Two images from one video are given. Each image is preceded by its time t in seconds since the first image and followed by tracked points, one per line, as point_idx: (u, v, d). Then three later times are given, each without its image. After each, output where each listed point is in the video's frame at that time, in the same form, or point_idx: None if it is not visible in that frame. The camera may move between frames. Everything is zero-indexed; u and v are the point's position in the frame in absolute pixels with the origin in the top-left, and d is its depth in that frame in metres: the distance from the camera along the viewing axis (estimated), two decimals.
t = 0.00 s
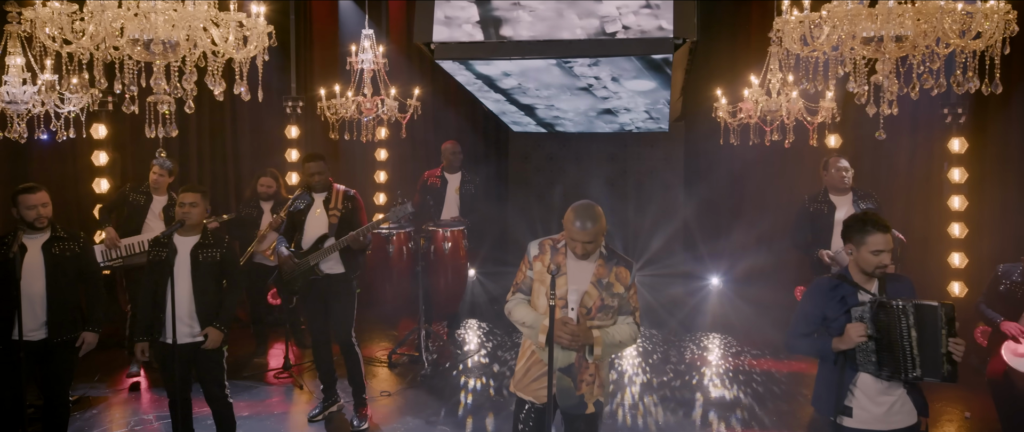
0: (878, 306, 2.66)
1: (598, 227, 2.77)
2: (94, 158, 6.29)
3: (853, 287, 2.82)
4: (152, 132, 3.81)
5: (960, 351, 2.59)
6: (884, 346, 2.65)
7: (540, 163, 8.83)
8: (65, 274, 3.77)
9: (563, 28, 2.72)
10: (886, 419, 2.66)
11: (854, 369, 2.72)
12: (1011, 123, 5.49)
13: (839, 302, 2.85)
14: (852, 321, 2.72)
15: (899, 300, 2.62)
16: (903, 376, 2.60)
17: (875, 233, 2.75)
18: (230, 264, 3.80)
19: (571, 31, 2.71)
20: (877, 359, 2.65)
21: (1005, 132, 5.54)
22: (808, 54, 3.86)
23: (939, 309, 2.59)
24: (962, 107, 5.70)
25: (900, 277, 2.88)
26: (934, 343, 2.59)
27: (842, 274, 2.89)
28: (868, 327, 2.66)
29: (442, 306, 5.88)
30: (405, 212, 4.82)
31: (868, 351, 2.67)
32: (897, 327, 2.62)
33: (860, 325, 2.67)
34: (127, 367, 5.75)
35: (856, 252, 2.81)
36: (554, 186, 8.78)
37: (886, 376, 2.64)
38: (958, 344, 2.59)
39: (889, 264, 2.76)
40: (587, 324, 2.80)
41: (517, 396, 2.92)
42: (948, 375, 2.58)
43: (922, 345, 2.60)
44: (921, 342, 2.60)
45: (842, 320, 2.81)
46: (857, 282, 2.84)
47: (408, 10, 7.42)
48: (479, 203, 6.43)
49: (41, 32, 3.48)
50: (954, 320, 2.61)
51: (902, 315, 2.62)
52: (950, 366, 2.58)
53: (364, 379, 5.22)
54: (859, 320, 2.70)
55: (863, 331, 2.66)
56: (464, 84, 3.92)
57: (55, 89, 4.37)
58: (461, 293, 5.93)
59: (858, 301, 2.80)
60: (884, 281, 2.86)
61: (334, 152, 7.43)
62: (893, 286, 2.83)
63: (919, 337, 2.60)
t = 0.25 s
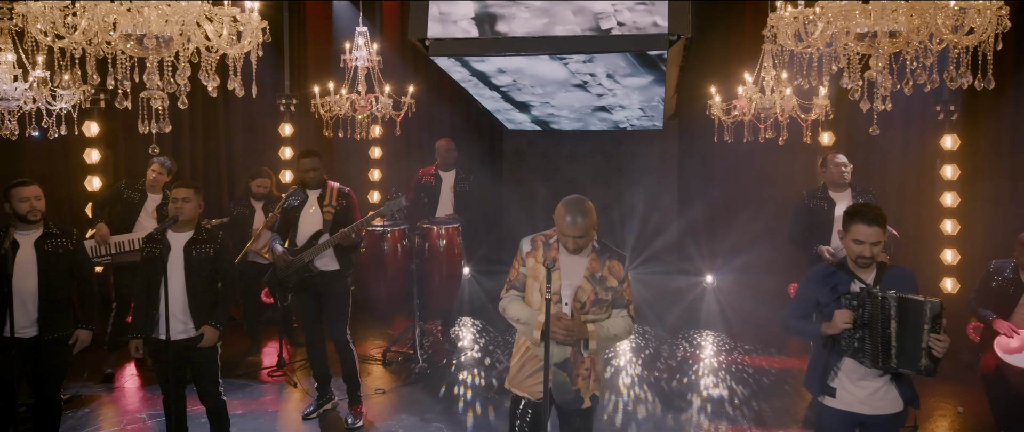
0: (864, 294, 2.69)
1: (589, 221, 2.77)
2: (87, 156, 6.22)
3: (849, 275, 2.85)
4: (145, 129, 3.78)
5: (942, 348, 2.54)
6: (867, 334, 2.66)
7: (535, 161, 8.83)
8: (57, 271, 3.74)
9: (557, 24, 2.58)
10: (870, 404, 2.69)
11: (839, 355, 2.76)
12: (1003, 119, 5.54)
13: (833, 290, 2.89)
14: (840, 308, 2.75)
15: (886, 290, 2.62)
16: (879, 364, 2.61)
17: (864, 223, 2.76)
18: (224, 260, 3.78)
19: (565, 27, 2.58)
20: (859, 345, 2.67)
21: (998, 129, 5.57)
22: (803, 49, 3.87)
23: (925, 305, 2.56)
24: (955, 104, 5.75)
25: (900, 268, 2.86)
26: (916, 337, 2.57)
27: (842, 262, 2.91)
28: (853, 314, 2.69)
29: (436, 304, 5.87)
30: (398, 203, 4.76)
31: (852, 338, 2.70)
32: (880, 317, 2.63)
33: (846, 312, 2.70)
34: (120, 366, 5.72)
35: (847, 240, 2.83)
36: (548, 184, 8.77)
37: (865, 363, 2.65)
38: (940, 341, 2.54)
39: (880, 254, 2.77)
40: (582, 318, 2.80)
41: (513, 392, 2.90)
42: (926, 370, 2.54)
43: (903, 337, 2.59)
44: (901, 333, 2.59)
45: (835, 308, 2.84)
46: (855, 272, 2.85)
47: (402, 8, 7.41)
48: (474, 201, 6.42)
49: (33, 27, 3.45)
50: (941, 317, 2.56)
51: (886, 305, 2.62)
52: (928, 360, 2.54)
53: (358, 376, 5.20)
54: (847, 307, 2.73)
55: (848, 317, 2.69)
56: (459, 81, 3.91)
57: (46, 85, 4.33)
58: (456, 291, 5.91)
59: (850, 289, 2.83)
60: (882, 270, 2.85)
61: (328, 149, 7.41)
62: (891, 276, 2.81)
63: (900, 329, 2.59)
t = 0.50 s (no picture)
0: (850, 284, 2.71)
1: (578, 215, 2.75)
2: (79, 153, 6.19)
3: (837, 266, 2.85)
4: (139, 125, 3.75)
5: (921, 339, 2.55)
6: (851, 322, 2.68)
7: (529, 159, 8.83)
8: (49, 269, 3.72)
9: (554, 20, 2.70)
10: (854, 392, 2.70)
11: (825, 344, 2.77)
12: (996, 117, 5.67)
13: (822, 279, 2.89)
14: (826, 298, 2.78)
15: (869, 280, 2.66)
16: (859, 351, 2.64)
17: (852, 216, 2.77)
18: (220, 256, 3.77)
19: (562, 24, 2.69)
20: (843, 333, 2.69)
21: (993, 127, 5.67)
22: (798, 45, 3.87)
23: (908, 296, 2.59)
24: (948, 102, 5.79)
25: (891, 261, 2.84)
26: (896, 326, 2.60)
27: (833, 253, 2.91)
28: (838, 303, 2.71)
29: (431, 301, 5.86)
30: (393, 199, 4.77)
31: (837, 326, 2.71)
32: (863, 305, 2.66)
33: (831, 301, 2.73)
34: (112, 364, 5.69)
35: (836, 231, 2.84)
36: (543, 181, 8.77)
37: (847, 351, 2.68)
38: (921, 332, 2.56)
39: (866, 246, 2.78)
40: (575, 313, 2.78)
41: (508, 389, 2.89)
42: (904, 360, 2.56)
43: (884, 326, 2.62)
44: (881, 322, 2.63)
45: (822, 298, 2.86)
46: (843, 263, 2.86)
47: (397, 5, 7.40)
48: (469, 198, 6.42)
49: (25, 22, 3.42)
50: (923, 308, 2.58)
51: (868, 294, 2.66)
52: (907, 350, 2.56)
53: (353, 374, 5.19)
54: (832, 297, 2.75)
55: (833, 306, 2.71)
56: (454, 78, 3.91)
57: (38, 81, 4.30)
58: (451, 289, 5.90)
59: (837, 280, 2.83)
60: (871, 262, 2.83)
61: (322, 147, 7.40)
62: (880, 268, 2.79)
63: (881, 317, 2.63)
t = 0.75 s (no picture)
0: (828, 274, 2.81)
1: (564, 210, 2.72)
2: (71, 152, 6.16)
3: (816, 258, 2.91)
4: (133, 121, 3.73)
5: (898, 326, 2.64)
6: (830, 311, 2.76)
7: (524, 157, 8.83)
8: (44, 265, 3.70)
9: (550, 17, 2.71)
10: (831, 382, 2.77)
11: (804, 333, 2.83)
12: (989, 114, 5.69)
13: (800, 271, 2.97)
14: (806, 288, 2.86)
15: (847, 270, 2.76)
16: (838, 339, 2.72)
17: (828, 208, 2.84)
18: (217, 253, 3.74)
19: (558, 20, 2.70)
20: (822, 322, 2.77)
21: (986, 124, 5.70)
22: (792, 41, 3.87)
23: (885, 284, 2.69)
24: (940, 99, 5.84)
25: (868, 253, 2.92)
26: (873, 314, 2.69)
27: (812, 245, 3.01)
28: (817, 292, 2.79)
29: (426, 299, 5.85)
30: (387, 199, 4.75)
31: (817, 315, 2.78)
32: (841, 294, 2.75)
33: (811, 290, 2.81)
34: (105, 363, 5.66)
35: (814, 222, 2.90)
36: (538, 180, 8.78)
37: (826, 339, 2.75)
38: (897, 319, 2.65)
39: (844, 236, 2.84)
40: (563, 310, 2.78)
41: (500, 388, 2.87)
42: (881, 346, 2.65)
43: (862, 313, 2.71)
44: (859, 309, 2.71)
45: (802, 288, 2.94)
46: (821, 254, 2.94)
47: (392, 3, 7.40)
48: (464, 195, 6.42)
49: (18, 17, 3.41)
50: (899, 296, 2.67)
51: (846, 283, 2.76)
52: (883, 336, 2.65)
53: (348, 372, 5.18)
54: (811, 286, 2.83)
55: (813, 295, 2.79)
56: (449, 75, 3.92)
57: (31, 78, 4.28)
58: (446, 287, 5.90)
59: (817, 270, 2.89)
60: (849, 253, 2.91)
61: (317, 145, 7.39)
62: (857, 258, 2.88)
63: (859, 305, 2.72)
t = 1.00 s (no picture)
0: (799, 264, 2.92)
1: (542, 207, 2.74)
2: (64, 150, 6.12)
3: (789, 250, 3.05)
4: (127, 118, 3.70)
5: (863, 314, 2.77)
6: (802, 300, 2.87)
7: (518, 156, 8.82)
8: (36, 262, 3.68)
9: (544, 14, 2.70)
10: (805, 370, 2.86)
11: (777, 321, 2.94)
12: (981, 111, 5.75)
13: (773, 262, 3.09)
14: (779, 279, 2.97)
15: (817, 260, 2.87)
16: (806, 327, 2.82)
17: (799, 201, 2.96)
18: (213, 252, 3.75)
19: (553, 17, 2.70)
20: (795, 312, 2.87)
21: (978, 121, 5.76)
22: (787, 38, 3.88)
23: (852, 275, 2.82)
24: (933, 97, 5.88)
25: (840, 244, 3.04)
26: (840, 303, 2.81)
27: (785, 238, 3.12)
28: (788, 282, 2.91)
29: (421, 297, 5.85)
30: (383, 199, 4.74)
31: (789, 304, 2.89)
32: (810, 283, 2.86)
33: (784, 281, 2.92)
34: (98, 363, 5.62)
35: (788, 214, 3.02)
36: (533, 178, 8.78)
37: (797, 328, 2.85)
38: (863, 308, 2.79)
39: (815, 227, 2.97)
40: (544, 308, 2.77)
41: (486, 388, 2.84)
42: (847, 334, 2.77)
43: (829, 302, 2.82)
44: (827, 299, 2.83)
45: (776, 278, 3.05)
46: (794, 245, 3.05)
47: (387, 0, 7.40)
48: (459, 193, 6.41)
49: (9, 12, 3.37)
50: (865, 285, 2.81)
51: (816, 273, 2.87)
52: (850, 324, 2.77)
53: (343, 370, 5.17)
54: (784, 276, 2.95)
55: (785, 285, 2.90)
56: (444, 72, 3.92)
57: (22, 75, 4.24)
58: (439, 285, 5.89)
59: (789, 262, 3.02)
60: (821, 245, 3.02)
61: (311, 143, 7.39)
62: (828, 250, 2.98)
63: (826, 295, 2.83)
